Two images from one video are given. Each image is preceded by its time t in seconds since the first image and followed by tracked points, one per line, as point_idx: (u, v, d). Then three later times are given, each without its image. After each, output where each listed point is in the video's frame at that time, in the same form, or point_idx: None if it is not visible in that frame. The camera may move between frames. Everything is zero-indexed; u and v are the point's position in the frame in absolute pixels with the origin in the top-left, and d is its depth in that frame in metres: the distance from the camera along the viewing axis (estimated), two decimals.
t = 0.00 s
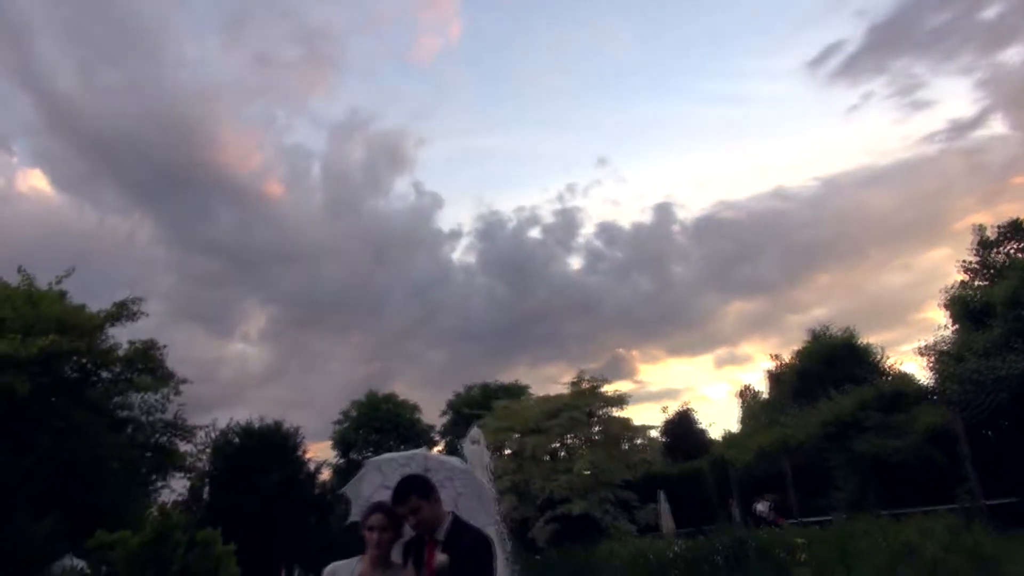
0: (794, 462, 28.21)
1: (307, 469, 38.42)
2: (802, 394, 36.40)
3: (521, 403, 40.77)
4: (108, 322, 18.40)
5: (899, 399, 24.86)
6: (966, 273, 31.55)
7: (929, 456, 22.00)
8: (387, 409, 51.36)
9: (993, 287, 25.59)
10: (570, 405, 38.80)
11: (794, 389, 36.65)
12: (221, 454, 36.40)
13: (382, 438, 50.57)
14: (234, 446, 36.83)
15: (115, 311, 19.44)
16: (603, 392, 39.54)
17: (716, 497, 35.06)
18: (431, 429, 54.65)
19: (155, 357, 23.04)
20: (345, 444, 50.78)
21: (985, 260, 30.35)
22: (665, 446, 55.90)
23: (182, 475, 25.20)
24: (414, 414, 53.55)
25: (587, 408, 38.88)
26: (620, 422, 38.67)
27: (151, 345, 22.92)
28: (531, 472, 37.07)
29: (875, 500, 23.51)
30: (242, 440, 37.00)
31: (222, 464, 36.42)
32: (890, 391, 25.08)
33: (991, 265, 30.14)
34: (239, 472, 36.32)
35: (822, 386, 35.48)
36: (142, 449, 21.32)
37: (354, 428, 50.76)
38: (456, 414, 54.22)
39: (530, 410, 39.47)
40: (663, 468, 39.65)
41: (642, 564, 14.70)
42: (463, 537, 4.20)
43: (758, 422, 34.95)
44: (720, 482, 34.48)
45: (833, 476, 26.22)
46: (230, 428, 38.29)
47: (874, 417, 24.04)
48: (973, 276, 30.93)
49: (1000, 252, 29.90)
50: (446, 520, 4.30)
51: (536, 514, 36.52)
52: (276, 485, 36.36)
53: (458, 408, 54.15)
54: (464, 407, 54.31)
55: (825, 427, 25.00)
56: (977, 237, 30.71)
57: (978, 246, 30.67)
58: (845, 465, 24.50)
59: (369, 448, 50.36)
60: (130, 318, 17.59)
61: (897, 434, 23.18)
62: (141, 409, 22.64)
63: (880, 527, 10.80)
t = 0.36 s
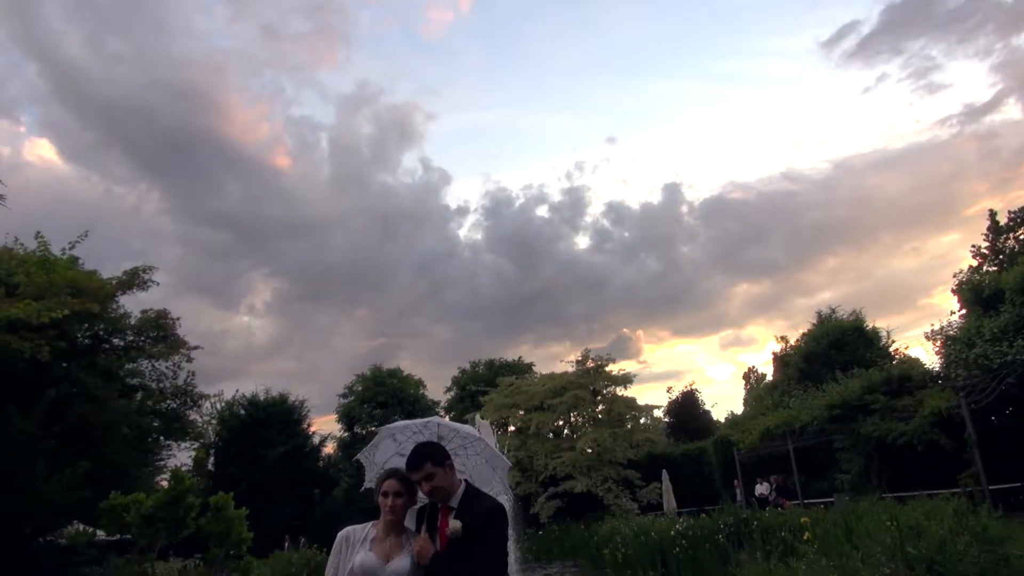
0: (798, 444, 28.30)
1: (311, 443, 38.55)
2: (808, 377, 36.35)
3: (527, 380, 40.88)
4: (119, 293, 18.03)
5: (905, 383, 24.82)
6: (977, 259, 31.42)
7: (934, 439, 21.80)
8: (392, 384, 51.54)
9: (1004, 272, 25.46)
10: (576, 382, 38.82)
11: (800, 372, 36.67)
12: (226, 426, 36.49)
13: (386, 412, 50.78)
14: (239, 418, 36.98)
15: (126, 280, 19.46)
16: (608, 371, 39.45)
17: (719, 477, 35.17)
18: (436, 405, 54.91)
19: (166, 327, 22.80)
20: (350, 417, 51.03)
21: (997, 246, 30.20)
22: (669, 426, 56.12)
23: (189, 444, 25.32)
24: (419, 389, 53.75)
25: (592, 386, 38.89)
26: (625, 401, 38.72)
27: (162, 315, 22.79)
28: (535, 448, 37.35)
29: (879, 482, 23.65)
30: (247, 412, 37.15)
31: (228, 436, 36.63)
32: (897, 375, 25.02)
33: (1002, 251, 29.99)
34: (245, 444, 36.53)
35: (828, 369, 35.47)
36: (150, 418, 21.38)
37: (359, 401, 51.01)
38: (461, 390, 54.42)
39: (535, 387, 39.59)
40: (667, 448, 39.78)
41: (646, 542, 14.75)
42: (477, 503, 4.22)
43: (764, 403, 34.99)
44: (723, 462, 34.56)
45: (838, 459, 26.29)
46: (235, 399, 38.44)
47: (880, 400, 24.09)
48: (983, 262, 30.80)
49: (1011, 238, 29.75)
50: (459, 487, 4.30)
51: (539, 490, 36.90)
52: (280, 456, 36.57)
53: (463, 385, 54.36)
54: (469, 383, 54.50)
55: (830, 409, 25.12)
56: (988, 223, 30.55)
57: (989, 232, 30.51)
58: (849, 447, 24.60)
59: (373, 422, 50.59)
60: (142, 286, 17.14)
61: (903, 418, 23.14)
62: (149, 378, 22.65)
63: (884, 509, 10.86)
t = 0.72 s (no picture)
0: (796, 433, 28.38)
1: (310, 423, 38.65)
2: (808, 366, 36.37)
3: (527, 365, 40.93)
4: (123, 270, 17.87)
5: (905, 373, 24.85)
6: (980, 251, 31.38)
7: (933, 430, 21.87)
8: (392, 366, 51.62)
9: (1007, 264, 25.42)
10: (576, 368, 38.83)
11: (800, 361, 36.70)
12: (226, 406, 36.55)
13: (386, 394, 50.88)
14: (239, 397, 37.02)
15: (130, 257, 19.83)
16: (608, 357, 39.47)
17: (716, 465, 35.30)
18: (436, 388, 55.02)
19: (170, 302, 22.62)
20: (350, 398, 51.16)
21: (1000, 238, 30.15)
22: (667, 413, 56.30)
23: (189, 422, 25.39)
24: (419, 372, 53.84)
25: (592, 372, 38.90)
26: (625, 387, 38.76)
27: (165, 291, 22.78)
28: (533, 433, 37.51)
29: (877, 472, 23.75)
30: (247, 392, 37.20)
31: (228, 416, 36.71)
32: (897, 365, 25.05)
33: (1005, 243, 29.95)
34: (244, 424, 36.62)
35: (828, 359, 35.50)
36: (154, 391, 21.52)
37: (359, 383, 51.11)
38: (461, 374, 54.53)
39: (535, 372, 39.63)
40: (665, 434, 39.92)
41: (643, 527, 14.85)
42: (483, 478, 4.25)
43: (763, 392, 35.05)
44: (721, 450, 34.67)
45: (836, 449, 26.37)
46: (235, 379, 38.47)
47: (879, 390, 24.12)
48: (986, 255, 30.76)
49: (1015, 231, 29.71)
50: (464, 464, 4.33)
51: (536, 475, 37.10)
52: (279, 437, 36.65)
53: (463, 368, 54.46)
54: (469, 367, 54.57)
55: (830, 400, 25.14)
56: (992, 215, 30.49)
57: (992, 225, 30.46)
58: (847, 437, 24.65)
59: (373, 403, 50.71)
60: (146, 262, 16.89)
61: (902, 409, 23.17)
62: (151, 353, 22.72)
63: (882, 496, 10.92)
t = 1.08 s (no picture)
0: (790, 434, 28.45)
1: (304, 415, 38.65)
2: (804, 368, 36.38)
3: (523, 361, 40.92)
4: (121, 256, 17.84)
5: (901, 376, 24.91)
6: (977, 256, 31.43)
7: (928, 433, 21.86)
8: (388, 360, 51.62)
9: (1004, 270, 25.45)
10: (571, 365, 38.86)
11: (795, 363, 36.74)
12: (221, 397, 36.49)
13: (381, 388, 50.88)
14: (234, 388, 37.02)
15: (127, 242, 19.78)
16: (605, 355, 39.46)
17: (710, 465, 35.35)
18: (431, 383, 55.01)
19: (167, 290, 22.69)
20: (345, 392, 51.18)
21: (997, 244, 30.21)
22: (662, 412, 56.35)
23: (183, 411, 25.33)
24: (415, 366, 53.83)
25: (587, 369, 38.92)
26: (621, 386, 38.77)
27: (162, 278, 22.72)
28: (528, 429, 37.52)
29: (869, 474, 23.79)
30: (242, 383, 37.21)
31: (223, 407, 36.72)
32: (892, 367, 25.02)
33: (1003, 249, 30.00)
34: (239, 415, 36.61)
35: (824, 361, 35.54)
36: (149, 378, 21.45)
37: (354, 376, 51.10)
38: (457, 369, 54.54)
39: (530, 368, 39.64)
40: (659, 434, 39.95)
41: (636, 524, 14.86)
42: (481, 462, 4.25)
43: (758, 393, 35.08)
44: (715, 450, 34.70)
45: (830, 451, 26.41)
46: (230, 370, 38.44)
47: (874, 392, 24.18)
48: (983, 260, 30.81)
49: (1012, 237, 29.76)
50: (463, 448, 4.32)
51: (530, 471, 37.13)
52: (274, 429, 36.61)
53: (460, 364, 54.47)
54: (466, 363, 54.58)
55: (825, 401, 25.19)
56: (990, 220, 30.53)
57: (991, 230, 30.50)
58: (841, 439, 24.70)
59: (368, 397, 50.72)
60: (145, 246, 16.80)
61: (896, 411, 23.17)
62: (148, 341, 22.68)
63: (878, 495, 10.94)
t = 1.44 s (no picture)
0: (787, 441, 28.43)
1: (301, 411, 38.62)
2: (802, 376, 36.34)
3: (521, 362, 40.91)
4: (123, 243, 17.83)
5: (899, 385, 24.98)
6: (978, 268, 31.43)
7: (925, 442, 21.83)
8: (386, 358, 51.58)
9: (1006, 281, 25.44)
10: (569, 367, 38.83)
11: (794, 370, 36.73)
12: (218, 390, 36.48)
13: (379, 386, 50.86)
14: (232, 382, 37.00)
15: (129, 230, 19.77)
16: (603, 358, 39.43)
17: (706, 470, 35.31)
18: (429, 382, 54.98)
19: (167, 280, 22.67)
20: (342, 389, 51.14)
21: (998, 256, 30.21)
22: (658, 417, 56.34)
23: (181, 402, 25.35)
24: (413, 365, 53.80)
25: (585, 372, 38.90)
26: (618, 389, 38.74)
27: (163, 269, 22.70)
28: (524, 430, 37.48)
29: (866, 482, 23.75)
30: (240, 377, 37.18)
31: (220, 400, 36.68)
32: (890, 376, 25.17)
33: (1003, 261, 30.01)
34: (235, 408, 36.57)
35: (822, 368, 35.54)
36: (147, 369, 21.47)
37: (352, 373, 51.06)
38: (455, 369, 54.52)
39: (529, 369, 39.61)
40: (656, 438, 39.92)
41: (631, 526, 14.84)
42: (480, 446, 4.23)
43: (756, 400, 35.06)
44: (711, 455, 34.67)
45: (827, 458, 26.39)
46: (228, 363, 38.42)
47: (872, 401, 24.24)
48: (984, 271, 30.81)
49: (1013, 249, 29.76)
50: (462, 432, 4.32)
51: (525, 472, 37.10)
52: (270, 423, 36.60)
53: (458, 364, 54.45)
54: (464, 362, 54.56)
55: (822, 408, 25.24)
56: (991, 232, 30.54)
57: (992, 242, 30.51)
58: (839, 447, 24.72)
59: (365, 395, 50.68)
60: (147, 230, 16.76)
61: (894, 420, 23.16)
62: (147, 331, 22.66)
63: (873, 499, 10.94)
